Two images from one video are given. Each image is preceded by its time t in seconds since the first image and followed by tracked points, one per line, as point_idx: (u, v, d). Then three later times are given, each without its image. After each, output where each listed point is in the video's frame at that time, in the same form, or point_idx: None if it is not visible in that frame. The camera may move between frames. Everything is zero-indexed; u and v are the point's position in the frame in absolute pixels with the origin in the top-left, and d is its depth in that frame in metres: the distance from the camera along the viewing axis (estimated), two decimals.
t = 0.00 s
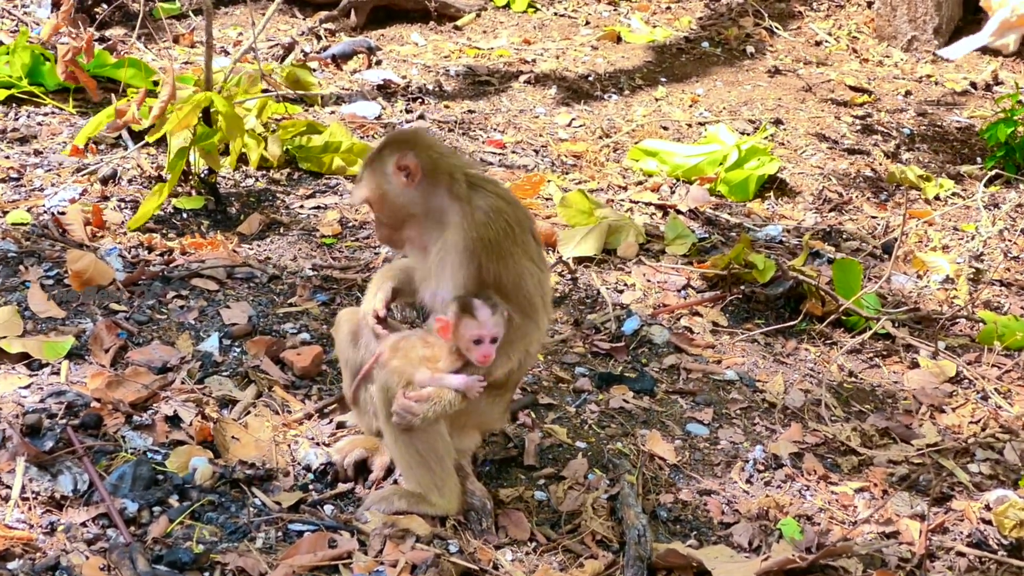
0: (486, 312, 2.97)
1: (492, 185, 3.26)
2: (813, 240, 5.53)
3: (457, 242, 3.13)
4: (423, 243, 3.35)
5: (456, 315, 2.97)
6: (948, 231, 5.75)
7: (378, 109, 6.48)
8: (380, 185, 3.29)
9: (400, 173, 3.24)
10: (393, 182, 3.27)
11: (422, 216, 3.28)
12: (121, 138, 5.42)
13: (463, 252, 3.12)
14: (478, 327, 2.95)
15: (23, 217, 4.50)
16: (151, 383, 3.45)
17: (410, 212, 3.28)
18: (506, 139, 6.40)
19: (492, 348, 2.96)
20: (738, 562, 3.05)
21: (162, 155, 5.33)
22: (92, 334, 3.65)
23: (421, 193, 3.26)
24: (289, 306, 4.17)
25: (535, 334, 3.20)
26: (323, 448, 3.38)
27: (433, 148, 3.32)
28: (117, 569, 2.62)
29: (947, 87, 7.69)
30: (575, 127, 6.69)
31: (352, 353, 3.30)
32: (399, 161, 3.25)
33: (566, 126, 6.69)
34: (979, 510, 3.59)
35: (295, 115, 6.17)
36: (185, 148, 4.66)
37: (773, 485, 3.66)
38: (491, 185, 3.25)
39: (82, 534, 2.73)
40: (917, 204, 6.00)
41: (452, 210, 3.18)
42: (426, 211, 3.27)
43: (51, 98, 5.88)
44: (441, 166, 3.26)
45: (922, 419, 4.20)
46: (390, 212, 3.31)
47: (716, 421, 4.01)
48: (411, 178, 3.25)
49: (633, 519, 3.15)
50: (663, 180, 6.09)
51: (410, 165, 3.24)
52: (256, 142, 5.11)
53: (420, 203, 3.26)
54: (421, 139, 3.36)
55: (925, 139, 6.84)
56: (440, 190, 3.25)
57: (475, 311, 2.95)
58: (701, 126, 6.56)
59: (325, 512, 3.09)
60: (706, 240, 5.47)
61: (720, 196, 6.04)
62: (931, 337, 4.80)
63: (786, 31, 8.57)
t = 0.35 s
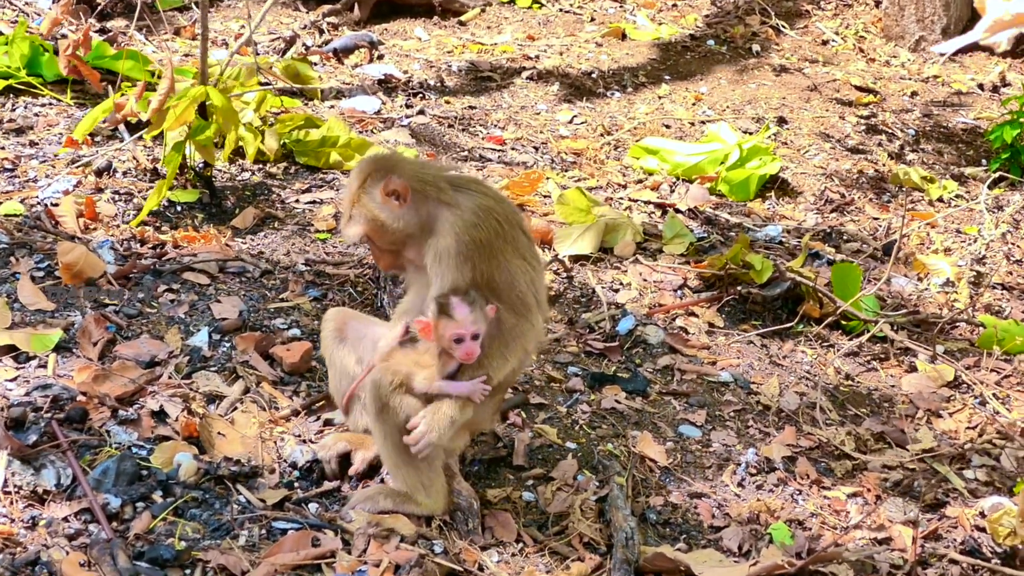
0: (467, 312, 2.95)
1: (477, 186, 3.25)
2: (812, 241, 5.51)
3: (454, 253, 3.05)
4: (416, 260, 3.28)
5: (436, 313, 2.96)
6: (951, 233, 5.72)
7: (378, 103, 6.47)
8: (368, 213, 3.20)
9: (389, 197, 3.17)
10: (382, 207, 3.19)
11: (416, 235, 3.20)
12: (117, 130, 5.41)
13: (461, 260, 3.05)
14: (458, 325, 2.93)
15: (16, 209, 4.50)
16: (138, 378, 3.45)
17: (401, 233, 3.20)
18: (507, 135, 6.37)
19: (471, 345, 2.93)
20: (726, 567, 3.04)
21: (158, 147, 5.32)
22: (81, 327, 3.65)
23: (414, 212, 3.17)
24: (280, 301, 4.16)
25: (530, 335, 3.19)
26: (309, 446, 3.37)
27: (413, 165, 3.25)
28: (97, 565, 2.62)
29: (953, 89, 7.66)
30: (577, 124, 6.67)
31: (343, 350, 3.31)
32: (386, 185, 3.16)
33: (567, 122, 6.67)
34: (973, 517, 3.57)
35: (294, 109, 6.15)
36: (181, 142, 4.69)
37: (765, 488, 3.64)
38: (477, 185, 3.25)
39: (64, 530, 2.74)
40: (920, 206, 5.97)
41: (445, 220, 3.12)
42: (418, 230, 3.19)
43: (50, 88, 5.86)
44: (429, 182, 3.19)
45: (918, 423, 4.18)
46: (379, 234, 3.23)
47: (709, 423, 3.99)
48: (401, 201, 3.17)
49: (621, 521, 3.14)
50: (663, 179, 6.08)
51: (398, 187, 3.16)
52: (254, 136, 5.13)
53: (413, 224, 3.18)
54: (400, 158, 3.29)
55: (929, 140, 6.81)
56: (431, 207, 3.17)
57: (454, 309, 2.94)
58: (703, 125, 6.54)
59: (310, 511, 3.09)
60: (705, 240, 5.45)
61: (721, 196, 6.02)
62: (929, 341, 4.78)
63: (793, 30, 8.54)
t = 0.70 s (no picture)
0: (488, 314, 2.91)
1: (467, 177, 3.19)
2: (832, 241, 5.45)
3: (455, 247, 3.00)
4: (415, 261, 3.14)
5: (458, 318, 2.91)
6: (974, 235, 5.64)
7: (398, 98, 6.46)
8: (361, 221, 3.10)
9: (380, 201, 3.06)
10: (375, 213, 3.07)
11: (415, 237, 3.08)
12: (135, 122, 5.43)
13: (464, 253, 3.00)
14: (480, 329, 2.90)
15: (31, 200, 4.53)
16: (147, 370, 3.46)
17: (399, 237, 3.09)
18: (526, 131, 6.34)
19: (493, 348, 2.90)
20: (734, 569, 3.01)
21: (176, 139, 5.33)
22: (91, 319, 3.67)
23: (408, 213, 3.05)
24: (293, 295, 4.16)
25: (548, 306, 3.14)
26: (317, 441, 3.37)
27: (397, 165, 3.14)
28: (100, 557, 2.65)
29: (980, 88, 7.55)
30: (597, 120, 6.63)
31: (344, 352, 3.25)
32: (376, 191, 3.05)
33: (588, 118, 6.63)
34: (988, 522, 3.51)
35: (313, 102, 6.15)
36: (197, 133, 4.65)
37: (776, 490, 3.60)
38: (467, 178, 3.18)
39: (68, 521, 2.77)
40: (943, 206, 5.89)
41: (439, 215, 3.03)
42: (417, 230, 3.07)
43: (70, 79, 5.89)
44: (418, 180, 3.09)
45: (935, 426, 4.12)
46: (376, 240, 3.12)
47: (721, 423, 3.96)
48: (393, 200, 3.06)
49: (630, 521, 3.11)
50: (682, 177, 6.04)
51: (388, 190, 3.04)
52: (272, 129, 5.17)
53: (411, 224, 3.06)
54: (384, 161, 3.18)
55: (955, 140, 6.71)
56: (425, 205, 3.06)
57: (475, 314, 2.89)
58: (724, 123, 6.48)
59: (316, 506, 3.09)
60: (723, 238, 5.40)
61: (741, 194, 5.96)
62: (948, 343, 4.71)
63: (819, 28, 8.44)
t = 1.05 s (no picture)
0: (512, 332, 3.05)
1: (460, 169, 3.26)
2: (844, 237, 5.42)
3: (437, 221, 3.03)
4: (413, 254, 3.24)
5: (482, 333, 3.04)
6: (987, 230, 5.59)
7: (412, 95, 6.46)
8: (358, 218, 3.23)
9: (374, 197, 3.18)
10: (369, 210, 3.20)
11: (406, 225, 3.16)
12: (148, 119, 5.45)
13: (443, 226, 3.02)
14: (506, 346, 3.04)
15: (42, 198, 4.56)
16: (154, 368, 3.48)
17: (395, 231, 3.20)
18: (540, 127, 6.33)
19: (517, 363, 3.04)
20: (738, 566, 3.00)
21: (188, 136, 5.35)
22: (99, 317, 3.68)
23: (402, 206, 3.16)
24: (302, 293, 4.17)
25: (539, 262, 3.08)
26: (322, 438, 3.38)
27: (391, 163, 3.25)
28: (103, 555, 2.67)
29: (998, 84, 7.48)
30: (612, 117, 6.61)
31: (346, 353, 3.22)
32: (367, 188, 3.18)
33: (602, 115, 6.61)
34: (995, 518, 3.49)
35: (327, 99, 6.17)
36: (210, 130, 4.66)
37: (783, 487, 3.58)
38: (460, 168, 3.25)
39: (72, 519, 2.79)
40: (957, 202, 5.84)
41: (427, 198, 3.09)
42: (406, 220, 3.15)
43: (84, 76, 5.93)
44: (412, 173, 3.18)
45: (944, 423, 4.09)
46: (373, 238, 3.24)
47: (730, 420, 3.94)
48: (386, 196, 3.17)
49: (634, 519, 3.10)
50: (696, 173, 6.01)
51: (379, 186, 3.16)
52: (285, 127, 5.16)
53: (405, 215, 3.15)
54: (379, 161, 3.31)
55: (971, 136, 6.65)
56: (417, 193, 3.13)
57: (501, 330, 3.03)
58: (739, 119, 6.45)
59: (320, 504, 3.10)
60: (735, 234, 5.37)
61: (755, 190, 5.92)
62: (960, 339, 4.67)
63: (837, 23, 8.39)
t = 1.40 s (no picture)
0: (517, 342, 3.13)
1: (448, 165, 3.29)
2: (843, 231, 5.42)
3: (438, 228, 3.08)
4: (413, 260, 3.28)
5: (487, 346, 3.09)
6: (987, 223, 5.59)
7: (413, 93, 6.46)
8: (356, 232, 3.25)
9: (370, 206, 3.23)
10: (365, 221, 3.25)
11: (402, 233, 3.23)
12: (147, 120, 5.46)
13: (442, 233, 3.08)
14: (511, 357, 3.10)
15: (42, 200, 4.57)
16: (154, 368, 3.49)
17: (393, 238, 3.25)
18: (541, 125, 6.34)
19: (523, 373, 3.11)
20: (737, 560, 3.01)
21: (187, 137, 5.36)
22: (99, 317, 3.69)
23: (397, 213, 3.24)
24: (301, 292, 4.18)
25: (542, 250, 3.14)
26: (322, 437, 3.39)
27: (382, 176, 3.35)
28: (103, 555, 2.68)
29: (998, 77, 7.48)
30: (612, 113, 6.61)
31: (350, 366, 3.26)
32: (362, 200, 3.22)
33: (603, 112, 6.61)
34: (993, 509, 3.50)
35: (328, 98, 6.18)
36: (209, 131, 4.66)
37: (782, 480, 3.59)
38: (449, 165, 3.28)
39: (72, 520, 2.80)
40: (956, 195, 5.85)
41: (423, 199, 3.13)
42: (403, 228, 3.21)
43: (84, 78, 5.94)
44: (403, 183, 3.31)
45: (943, 415, 4.10)
46: (371, 250, 3.27)
47: (729, 414, 3.95)
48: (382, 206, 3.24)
49: (633, 514, 3.11)
50: (696, 169, 6.01)
51: (373, 197, 3.21)
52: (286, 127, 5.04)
53: (402, 223, 3.22)
54: (366, 176, 3.39)
55: (970, 130, 6.65)
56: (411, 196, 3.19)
57: (506, 341, 3.11)
58: (739, 114, 6.45)
59: (320, 502, 3.11)
60: (734, 229, 5.37)
61: (754, 185, 5.93)
62: (958, 332, 4.68)
63: (837, 18, 8.39)
